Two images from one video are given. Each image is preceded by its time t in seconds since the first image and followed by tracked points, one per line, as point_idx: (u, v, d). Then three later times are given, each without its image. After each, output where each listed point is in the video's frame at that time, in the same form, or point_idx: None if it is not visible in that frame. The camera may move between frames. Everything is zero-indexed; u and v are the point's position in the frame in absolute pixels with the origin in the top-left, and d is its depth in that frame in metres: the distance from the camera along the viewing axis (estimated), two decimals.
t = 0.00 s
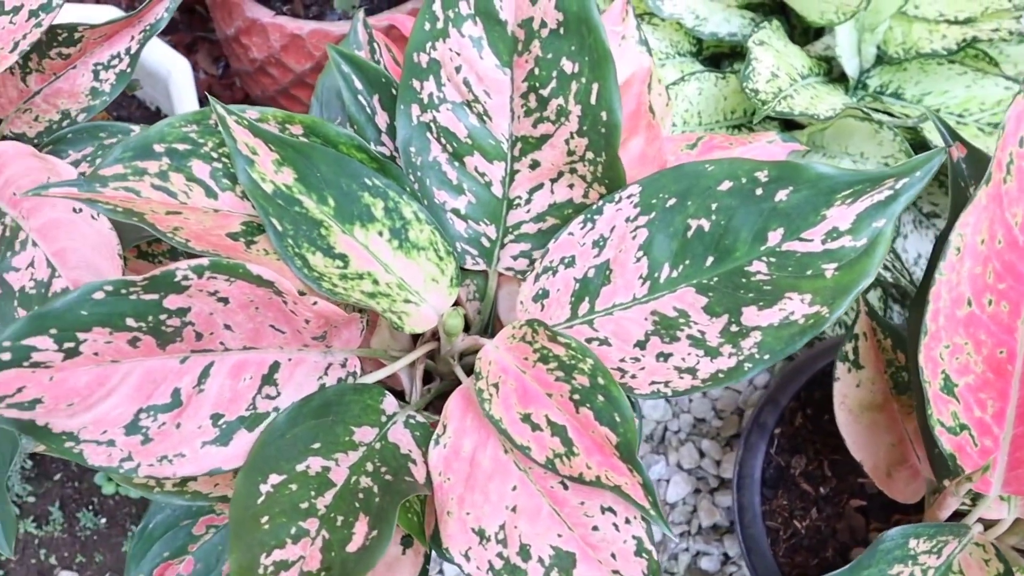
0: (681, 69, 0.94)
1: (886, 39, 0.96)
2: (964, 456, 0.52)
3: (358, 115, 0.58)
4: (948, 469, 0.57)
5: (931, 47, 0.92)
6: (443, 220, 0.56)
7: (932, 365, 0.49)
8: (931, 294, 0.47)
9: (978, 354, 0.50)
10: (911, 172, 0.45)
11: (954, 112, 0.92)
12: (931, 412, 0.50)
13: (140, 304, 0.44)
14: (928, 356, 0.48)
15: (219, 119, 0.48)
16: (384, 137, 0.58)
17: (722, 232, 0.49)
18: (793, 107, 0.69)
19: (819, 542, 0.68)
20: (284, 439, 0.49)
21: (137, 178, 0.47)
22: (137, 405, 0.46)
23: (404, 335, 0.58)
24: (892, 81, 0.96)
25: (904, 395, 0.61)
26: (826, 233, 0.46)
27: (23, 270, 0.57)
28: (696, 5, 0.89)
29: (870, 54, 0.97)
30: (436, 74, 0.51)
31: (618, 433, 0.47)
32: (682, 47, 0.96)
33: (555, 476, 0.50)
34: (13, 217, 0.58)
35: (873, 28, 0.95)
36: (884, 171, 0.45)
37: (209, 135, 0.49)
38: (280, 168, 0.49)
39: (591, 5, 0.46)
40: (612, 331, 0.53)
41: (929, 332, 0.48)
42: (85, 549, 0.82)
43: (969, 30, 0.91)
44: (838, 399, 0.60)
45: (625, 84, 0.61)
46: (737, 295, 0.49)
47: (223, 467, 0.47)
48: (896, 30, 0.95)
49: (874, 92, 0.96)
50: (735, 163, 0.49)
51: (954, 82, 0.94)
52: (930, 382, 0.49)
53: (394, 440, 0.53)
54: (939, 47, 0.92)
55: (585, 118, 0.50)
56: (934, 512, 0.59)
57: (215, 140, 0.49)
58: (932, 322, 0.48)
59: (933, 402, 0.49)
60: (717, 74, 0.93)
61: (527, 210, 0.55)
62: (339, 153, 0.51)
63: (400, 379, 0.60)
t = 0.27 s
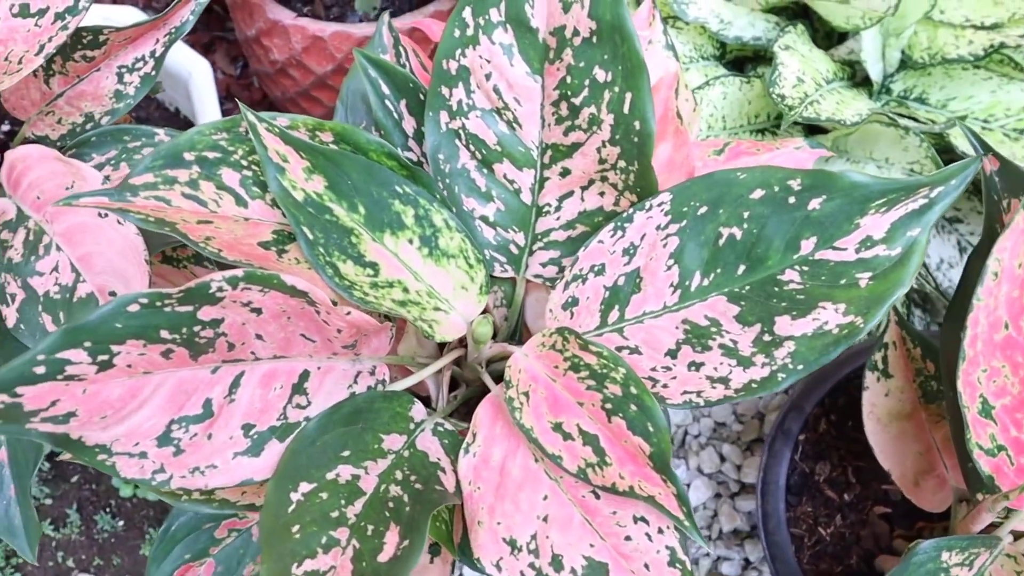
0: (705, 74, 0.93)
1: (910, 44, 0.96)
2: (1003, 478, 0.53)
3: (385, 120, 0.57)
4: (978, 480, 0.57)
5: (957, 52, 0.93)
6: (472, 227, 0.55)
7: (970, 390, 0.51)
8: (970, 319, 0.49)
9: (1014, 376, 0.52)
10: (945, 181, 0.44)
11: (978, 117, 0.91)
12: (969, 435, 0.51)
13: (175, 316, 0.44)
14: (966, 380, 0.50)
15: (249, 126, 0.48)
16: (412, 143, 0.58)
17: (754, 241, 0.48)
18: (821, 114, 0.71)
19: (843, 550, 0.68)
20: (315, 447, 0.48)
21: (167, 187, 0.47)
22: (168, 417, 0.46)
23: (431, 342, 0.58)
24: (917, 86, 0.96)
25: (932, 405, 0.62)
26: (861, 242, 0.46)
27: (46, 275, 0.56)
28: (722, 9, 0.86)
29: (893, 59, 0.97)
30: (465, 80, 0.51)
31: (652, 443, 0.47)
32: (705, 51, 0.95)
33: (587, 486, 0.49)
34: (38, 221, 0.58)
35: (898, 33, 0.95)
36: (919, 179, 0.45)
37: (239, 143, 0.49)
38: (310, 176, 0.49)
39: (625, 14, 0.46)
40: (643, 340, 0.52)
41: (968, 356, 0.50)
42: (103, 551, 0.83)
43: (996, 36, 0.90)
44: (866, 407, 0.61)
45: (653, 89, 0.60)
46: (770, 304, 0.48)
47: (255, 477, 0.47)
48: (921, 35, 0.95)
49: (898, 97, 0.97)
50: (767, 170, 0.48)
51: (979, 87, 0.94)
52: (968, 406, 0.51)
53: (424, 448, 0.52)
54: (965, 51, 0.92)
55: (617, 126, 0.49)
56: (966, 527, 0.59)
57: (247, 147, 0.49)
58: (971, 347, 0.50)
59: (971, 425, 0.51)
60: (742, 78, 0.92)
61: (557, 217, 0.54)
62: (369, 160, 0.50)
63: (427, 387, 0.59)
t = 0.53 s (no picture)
0: (730, 78, 0.92)
1: (937, 49, 0.95)
2: None
3: (412, 125, 0.57)
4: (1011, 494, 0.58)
5: (986, 58, 0.91)
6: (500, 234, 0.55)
7: (1004, 396, 0.51)
8: (1004, 325, 0.50)
9: None
10: (984, 194, 0.44)
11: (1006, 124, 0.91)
12: (1003, 443, 0.51)
13: (205, 325, 0.43)
14: (1001, 387, 0.51)
15: (279, 131, 0.47)
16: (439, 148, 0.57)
17: (789, 252, 0.48)
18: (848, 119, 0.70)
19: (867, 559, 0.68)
20: (345, 457, 0.48)
21: (196, 193, 0.46)
22: (198, 426, 0.45)
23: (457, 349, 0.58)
24: (944, 91, 0.95)
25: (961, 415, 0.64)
26: (897, 254, 0.45)
27: (70, 279, 0.56)
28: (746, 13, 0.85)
29: (920, 64, 0.96)
30: (496, 85, 0.50)
31: (687, 456, 0.47)
32: (731, 54, 0.94)
33: (620, 497, 0.49)
34: (61, 224, 0.57)
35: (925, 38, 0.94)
36: (959, 192, 0.44)
37: (268, 148, 0.48)
38: (340, 182, 0.48)
39: (661, 19, 0.45)
40: (674, 349, 0.52)
41: (1003, 362, 0.50)
42: (121, 554, 0.83)
43: None
44: (895, 417, 0.63)
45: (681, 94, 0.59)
46: (804, 315, 0.48)
47: (284, 487, 0.47)
48: (949, 39, 0.94)
49: (925, 102, 0.96)
50: (803, 181, 0.47)
51: (1007, 93, 0.93)
52: (1002, 413, 0.51)
53: (452, 457, 0.52)
54: (994, 58, 0.91)
55: (651, 134, 0.48)
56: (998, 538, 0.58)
57: (275, 153, 0.48)
58: (1006, 352, 0.50)
59: (1005, 432, 0.51)
60: (766, 82, 0.91)
61: (587, 224, 0.54)
62: (399, 167, 0.50)
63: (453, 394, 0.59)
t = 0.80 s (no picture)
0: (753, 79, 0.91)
1: (964, 52, 0.94)
2: None
3: (437, 128, 0.56)
4: None
5: (1012, 62, 0.90)
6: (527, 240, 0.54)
7: None
8: None
9: None
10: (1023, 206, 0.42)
11: None
12: None
13: (232, 335, 0.42)
14: None
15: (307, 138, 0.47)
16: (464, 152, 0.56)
17: (822, 261, 0.47)
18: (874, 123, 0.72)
19: (890, 564, 0.72)
20: (370, 466, 0.47)
21: (224, 201, 0.45)
22: (224, 435, 0.45)
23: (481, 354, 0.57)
24: (969, 94, 0.94)
25: (991, 424, 0.68)
26: (933, 265, 0.45)
27: (92, 281, 0.55)
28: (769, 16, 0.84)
29: (945, 66, 0.95)
30: (524, 91, 0.50)
31: (717, 467, 0.46)
32: (752, 56, 0.93)
33: (649, 507, 0.48)
34: (83, 226, 0.56)
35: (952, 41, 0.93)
36: (997, 203, 0.43)
37: (295, 154, 0.47)
38: (367, 189, 0.47)
39: (695, 28, 0.45)
40: (703, 358, 0.51)
41: None
42: (136, 553, 0.83)
43: None
44: (926, 425, 0.67)
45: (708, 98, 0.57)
46: (838, 326, 0.47)
47: (310, 497, 0.47)
48: (975, 42, 0.93)
49: (950, 106, 0.94)
50: (837, 191, 0.47)
51: None
52: None
53: (478, 465, 0.52)
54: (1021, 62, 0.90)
55: (683, 143, 0.48)
56: None
57: (303, 160, 0.47)
58: None
59: None
60: (790, 85, 0.90)
61: (615, 231, 0.53)
62: (426, 173, 0.49)
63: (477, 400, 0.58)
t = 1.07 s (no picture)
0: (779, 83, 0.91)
1: (992, 58, 0.93)
2: None
3: (469, 135, 0.55)
4: None
5: None
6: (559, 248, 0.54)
7: None
8: None
9: None
10: None
11: None
12: None
13: (273, 347, 0.42)
14: None
15: (346, 146, 0.46)
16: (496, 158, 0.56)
17: (861, 273, 0.47)
18: (904, 130, 0.74)
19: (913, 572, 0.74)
20: (404, 479, 0.47)
21: (262, 209, 0.45)
22: (260, 447, 0.44)
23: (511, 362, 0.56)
24: (996, 99, 0.93)
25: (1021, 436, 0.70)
26: (975, 278, 0.45)
27: (120, 287, 0.55)
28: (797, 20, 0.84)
29: (972, 71, 0.94)
30: (562, 99, 0.50)
31: (756, 483, 0.46)
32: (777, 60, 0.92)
33: (685, 522, 0.48)
34: (111, 231, 0.56)
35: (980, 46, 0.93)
36: None
37: (333, 162, 0.47)
38: (404, 198, 0.47)
39: (740, 37, 0.44)
40: (739, 370, 0.51)
41: None
42: (152, 555, 0.83)
43: None
44: (958, 435, 0.69)
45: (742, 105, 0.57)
46: (877, 339, 0.47)
47: (345, 508, 0.46)
48: (1004, 48, 0.92)
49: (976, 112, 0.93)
50: (878, 202, 0.46)
51: None
52: None
53: (509, 476, 0.51)
54: None
55: (724, 153, 0.48)
56: None
57: (340, 168, 0.47)
58: None
59: None
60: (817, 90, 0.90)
61: (649, 240, 0.53)
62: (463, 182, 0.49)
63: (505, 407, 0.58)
